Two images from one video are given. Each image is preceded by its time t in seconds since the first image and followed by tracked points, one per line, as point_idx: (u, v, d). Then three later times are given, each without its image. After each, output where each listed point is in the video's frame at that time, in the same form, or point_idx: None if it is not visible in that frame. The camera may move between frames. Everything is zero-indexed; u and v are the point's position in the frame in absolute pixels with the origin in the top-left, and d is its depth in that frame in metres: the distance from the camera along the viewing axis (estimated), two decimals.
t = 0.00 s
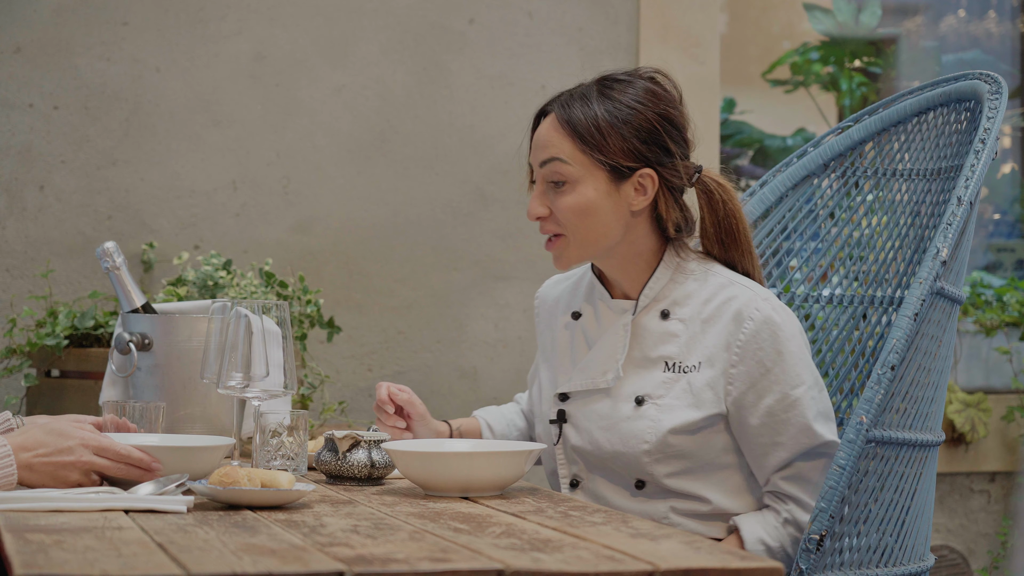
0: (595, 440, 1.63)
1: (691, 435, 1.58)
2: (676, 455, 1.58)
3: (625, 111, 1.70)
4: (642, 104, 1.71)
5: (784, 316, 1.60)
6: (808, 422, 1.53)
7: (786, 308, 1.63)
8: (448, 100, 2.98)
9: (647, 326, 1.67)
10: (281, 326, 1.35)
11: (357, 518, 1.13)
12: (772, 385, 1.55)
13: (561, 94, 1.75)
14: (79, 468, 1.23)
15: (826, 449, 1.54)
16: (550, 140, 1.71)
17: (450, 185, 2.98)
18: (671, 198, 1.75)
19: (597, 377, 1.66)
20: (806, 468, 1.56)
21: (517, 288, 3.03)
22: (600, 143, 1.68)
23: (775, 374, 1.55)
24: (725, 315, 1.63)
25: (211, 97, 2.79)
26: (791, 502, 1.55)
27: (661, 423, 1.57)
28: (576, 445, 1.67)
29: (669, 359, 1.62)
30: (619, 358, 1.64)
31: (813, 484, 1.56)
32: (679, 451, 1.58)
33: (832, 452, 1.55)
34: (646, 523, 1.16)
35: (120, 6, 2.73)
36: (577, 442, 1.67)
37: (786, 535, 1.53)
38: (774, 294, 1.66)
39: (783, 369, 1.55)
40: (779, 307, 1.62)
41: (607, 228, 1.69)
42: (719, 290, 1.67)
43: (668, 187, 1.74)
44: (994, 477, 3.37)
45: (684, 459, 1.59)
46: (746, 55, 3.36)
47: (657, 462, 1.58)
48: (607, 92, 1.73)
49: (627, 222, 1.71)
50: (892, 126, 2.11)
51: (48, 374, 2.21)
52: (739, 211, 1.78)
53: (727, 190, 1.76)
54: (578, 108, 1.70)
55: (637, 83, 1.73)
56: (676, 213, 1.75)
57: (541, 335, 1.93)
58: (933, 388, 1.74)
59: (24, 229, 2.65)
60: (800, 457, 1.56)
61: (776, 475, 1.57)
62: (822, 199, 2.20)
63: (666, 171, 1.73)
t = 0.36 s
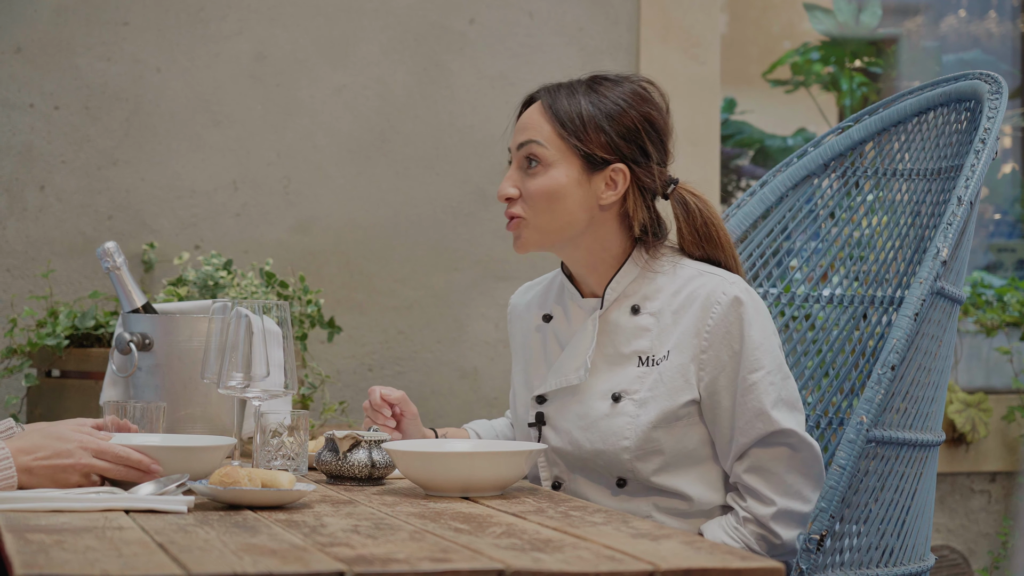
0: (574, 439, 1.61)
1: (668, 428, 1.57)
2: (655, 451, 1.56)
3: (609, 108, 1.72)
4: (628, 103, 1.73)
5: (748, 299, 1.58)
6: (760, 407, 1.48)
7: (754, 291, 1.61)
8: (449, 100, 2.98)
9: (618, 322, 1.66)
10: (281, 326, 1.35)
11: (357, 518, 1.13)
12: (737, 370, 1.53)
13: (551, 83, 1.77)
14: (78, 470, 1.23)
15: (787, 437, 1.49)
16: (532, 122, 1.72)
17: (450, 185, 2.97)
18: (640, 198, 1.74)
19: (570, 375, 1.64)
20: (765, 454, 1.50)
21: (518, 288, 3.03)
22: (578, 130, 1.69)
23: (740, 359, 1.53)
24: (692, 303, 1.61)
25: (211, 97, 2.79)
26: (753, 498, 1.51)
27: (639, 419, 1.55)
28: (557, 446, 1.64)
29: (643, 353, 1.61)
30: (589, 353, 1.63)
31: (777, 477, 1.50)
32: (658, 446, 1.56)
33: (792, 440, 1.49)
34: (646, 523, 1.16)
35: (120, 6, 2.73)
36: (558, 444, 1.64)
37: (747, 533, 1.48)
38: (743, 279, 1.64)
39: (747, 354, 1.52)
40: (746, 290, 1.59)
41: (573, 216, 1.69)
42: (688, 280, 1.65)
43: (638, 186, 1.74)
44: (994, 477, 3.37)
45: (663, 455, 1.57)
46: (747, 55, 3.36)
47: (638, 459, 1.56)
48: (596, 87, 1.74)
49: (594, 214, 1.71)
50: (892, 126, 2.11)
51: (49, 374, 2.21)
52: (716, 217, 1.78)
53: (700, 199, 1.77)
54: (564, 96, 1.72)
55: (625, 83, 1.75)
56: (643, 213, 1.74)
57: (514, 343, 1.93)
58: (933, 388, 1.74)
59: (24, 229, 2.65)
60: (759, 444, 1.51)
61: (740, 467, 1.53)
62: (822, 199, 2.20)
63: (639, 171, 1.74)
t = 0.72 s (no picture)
0: (574, 442, 1.60)
1: (667, 428, 1.56)
2: (654, 451, 1.56)
3: (589, 111, 1.71)
4: (607, 105, 1.73)
5: (740, 294, 1.57)
6: (753, 403, 1.48)
7: (746, 286, 1.60)
8: (450, 100, 2.98)
9: (613, 323, 1.65)
10: (282, 327, 1.36)
11: (359, 518, 1.13)
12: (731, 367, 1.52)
13: (527, 92, 1.77)
14: (80, 470, 1.23)
15: (781, 433, 1.48)
16: (512, 133, 1.71)
17: (451, 185, 2.98)
18: (628, 197, 1.74)
19: (568, 378, 1.63)
20: (760, 451, 1.50)
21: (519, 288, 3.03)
22: (559, 136, 1.69)
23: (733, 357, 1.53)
24: (686, 301, 1.61)
25: (212, 97, 2.79)
26: (749, 495, 1.50)
27: (637, 420, 1.55)
28: (557, 450, 1.63)
29: (639, 354, 1.60)
30: (586, 356, 1.62)
31: (772, 473, 1.49)
32: (657, 446, 1.56)
33: (786, 436, 1.48)
34: (648, 523, 1.16)
35: (122, 7, 2.73)
36: (558, 447, 1.64)
37: (744, 529, 1.48)
38: (735, 274, 1.64)
39: (739, 350, 1.51)
40: (738, 285, 1.59)
41: (563, 220, 1.68)
42: (682, 278, 1.65)
43: (625, 186, 1.74)
44: (996, 477, 3.37)
45: (663, 454, 1.57)
46: (748, 56, 3.36)
47: (637, 460, 1.56)
48: (572, 92, 1.74)
49: (585, 216, 1.70)
50: (893, 126, 2.11)
51: (51, 373, 2.21)
52: (704, 211, 1.77)
53: (687, 194, 1.77)
54: (541, 104, 1.72)
55: (603, 85, 1.74)
56: (632, 212, 1.74)
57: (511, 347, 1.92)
58: (934, 388, 1.73)
59: (26, 229, 2.65)
60: (754, 442, 1.50)
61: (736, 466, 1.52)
62: (823, 199, 2.20)
63: (624, 170, 1.73)
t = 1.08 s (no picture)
0: (591, 438, 1.61)
1: (685, 427, 1.57)
2: (671, 450, 1.57)
3: (599, 109, 1.71)
4: (617, 100, 1.71)
5: (766, 296, 1.58)
6: (771, 405, 1.48)
7: (771, 289, 1.61)
8: (453, 100, 2.98)
9: (635, 321, 1.66)
10: (286, 327, 1.35)
11: (363, 518, 1.13)
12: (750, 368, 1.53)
13: (537, 94, 1.77)
14: (80, 471, 1.23)
15: (794, 439, 1.48)
16: (525, 138, 1.72)
17: (455, 185, 2.98)
18: (647, 190, 1.73)
19: (588, 374, 1.64)
20: (771, 456, 1.49)
21: (522, 288, 3.03)
22: (572, 138, 1.69)
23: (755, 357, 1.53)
24: (710, 301, 1.61)
25: (216, 97, 2.79)
26: (757, 499, 1.50)
27: (656, 418, 1.56)
28: (573, 446, 1.64)
29: (660, 352, 1.61)
30: (608, 353, 1.63)
31: (782, 478, 1.49)
32: (676, 445, 1.57)
33: (799, 442, 1.48)
34: (652, 523, 1.16)
35: (125, 7, 2.73)
36: (574, 443, 1.64)
37: (750, 533, 1.48)
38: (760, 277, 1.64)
39: (761, 351, 1.52)
40: (764, 288, 1.59)
41: (582, 220, 1.69)
42: (705, 279, 1.66)
43: (643, 180, 1.73)
44: (1000, 478, 3.36)
45: (681, 453, 1.57)
46: (751, 56, 3.36)
47: (655, 459, 1.57)
48: (581, 90, 1.73)
49: (604, 215, 1.71)
50: (897, 126, 2.11)
51: (54, 374, 2.21)
52: (722, 204, 1.77)
53: (704, 184, 1.77)
54: (551, 106, 1.72)
55: (611, 81, 1.73)
56: (653, 205, 1.74)
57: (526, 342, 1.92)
58: (938, 388, 1.73)
59: (29, 229, 2.65)
60: (766, 446, 1.50)
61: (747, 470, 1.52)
62: (827, 199, 2.20)
63: (640, 165, 1.72)
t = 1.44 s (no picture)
0: (620, 428, 1.63)
1: (716, 422, 1.59)
2: (701, 444, 1.59)
3: (634, 109, 1.72)
4: (650, 99, 1.73)
5: (805, 300, 1.61)
6: (800, 408, 1.52)
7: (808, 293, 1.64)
8: (455, 100, 2.98)
9: (671, 313, 1.68)
10: (287, 327, 1.35)
11: (365, 518, 1.13)
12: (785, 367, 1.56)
13: (566, 100, 1.77)
14: None
15: (818, 445, 1.52)
16: (561, 144, 1.72)
17: (457, 186, 2.98)
18: (687, 187, 1.76)
19: (622, 364, 1.66)
20: (791, 463, 1.53)
21: (524, 288, 3.03)
22: (610, 141, 1.70)
23: (791, 357, 1.56)
24: (747, 300, 1.64)
25: (218, 97, 2.79)
26: (770, 503, 1.53)
27: (688, 410, 1.59)
28: (601, 435, 1.66)
29: (695, 345, 1.63)
30: (645, 345, 1.65)
31: (798, 485, 1.53)
32: (705, 439, 1.59)
33: (822, 449, 1.52)
34: (654, 523, 1.15)
35: (127, 7, 2.73)
36: (601, 432, 1.66)
37: (759, 537, 1.51)
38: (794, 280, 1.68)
39: (799, 352, 1.56)
40: (802, 291, 1.63)
41: (625, 221, 1.70)
42: (741, 279, 1.69)
43: (682, 177, 1.76)
44: (1002, 478, 3.36)
45: (710, 448, 1.60)
46: (753, 56, 3.36)
47: (684, 452, 1.59)
48: (613, 92, 1.75)
49: (646, 215, 1.73)
50: (900, 126, 2.10)
51: (56, 374, 2.21)
52: (757, 198, 1.80)
53: (740, 178, 1.80)
54: (586, 110, 1.73)
55: (642, 81, 1.75)
56: (693, 202, 1.77)
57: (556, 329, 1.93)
58: (941, 388, 1.73)
59: (31, 229, 2.65)
60: (787, 449, 1.54)
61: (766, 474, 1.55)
62: (829, 199, 2.20)
63: (678, 162, 1.75)
